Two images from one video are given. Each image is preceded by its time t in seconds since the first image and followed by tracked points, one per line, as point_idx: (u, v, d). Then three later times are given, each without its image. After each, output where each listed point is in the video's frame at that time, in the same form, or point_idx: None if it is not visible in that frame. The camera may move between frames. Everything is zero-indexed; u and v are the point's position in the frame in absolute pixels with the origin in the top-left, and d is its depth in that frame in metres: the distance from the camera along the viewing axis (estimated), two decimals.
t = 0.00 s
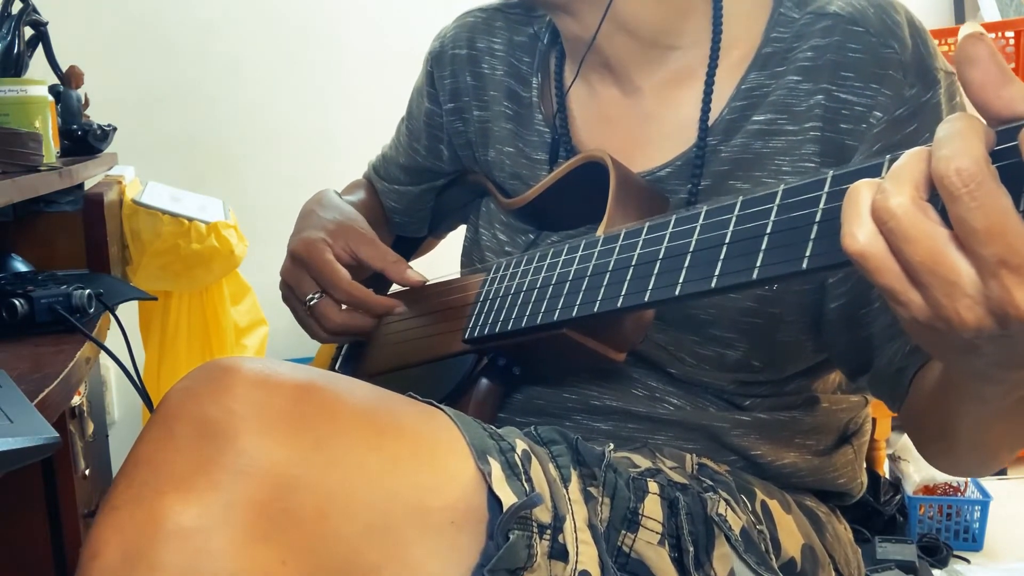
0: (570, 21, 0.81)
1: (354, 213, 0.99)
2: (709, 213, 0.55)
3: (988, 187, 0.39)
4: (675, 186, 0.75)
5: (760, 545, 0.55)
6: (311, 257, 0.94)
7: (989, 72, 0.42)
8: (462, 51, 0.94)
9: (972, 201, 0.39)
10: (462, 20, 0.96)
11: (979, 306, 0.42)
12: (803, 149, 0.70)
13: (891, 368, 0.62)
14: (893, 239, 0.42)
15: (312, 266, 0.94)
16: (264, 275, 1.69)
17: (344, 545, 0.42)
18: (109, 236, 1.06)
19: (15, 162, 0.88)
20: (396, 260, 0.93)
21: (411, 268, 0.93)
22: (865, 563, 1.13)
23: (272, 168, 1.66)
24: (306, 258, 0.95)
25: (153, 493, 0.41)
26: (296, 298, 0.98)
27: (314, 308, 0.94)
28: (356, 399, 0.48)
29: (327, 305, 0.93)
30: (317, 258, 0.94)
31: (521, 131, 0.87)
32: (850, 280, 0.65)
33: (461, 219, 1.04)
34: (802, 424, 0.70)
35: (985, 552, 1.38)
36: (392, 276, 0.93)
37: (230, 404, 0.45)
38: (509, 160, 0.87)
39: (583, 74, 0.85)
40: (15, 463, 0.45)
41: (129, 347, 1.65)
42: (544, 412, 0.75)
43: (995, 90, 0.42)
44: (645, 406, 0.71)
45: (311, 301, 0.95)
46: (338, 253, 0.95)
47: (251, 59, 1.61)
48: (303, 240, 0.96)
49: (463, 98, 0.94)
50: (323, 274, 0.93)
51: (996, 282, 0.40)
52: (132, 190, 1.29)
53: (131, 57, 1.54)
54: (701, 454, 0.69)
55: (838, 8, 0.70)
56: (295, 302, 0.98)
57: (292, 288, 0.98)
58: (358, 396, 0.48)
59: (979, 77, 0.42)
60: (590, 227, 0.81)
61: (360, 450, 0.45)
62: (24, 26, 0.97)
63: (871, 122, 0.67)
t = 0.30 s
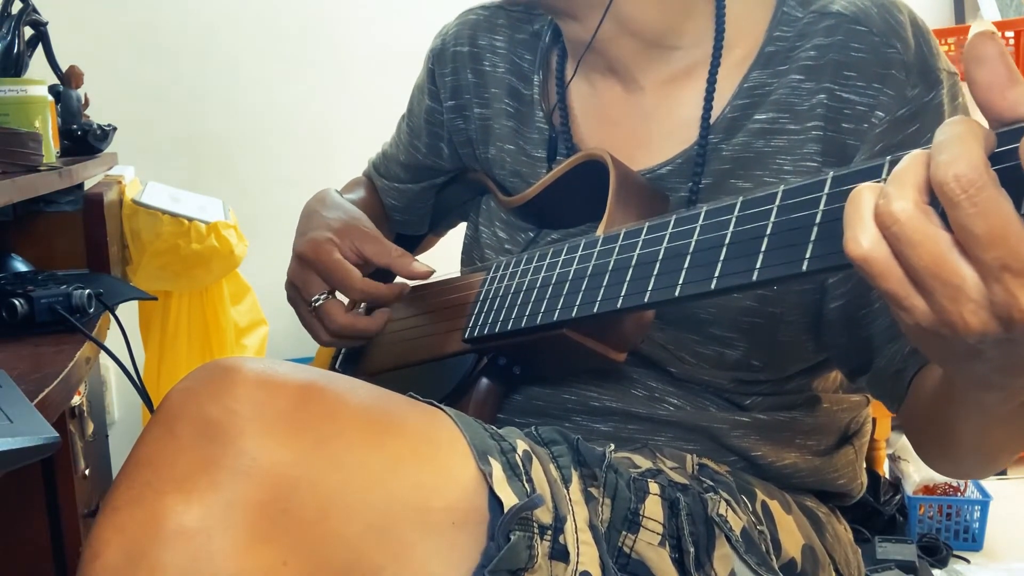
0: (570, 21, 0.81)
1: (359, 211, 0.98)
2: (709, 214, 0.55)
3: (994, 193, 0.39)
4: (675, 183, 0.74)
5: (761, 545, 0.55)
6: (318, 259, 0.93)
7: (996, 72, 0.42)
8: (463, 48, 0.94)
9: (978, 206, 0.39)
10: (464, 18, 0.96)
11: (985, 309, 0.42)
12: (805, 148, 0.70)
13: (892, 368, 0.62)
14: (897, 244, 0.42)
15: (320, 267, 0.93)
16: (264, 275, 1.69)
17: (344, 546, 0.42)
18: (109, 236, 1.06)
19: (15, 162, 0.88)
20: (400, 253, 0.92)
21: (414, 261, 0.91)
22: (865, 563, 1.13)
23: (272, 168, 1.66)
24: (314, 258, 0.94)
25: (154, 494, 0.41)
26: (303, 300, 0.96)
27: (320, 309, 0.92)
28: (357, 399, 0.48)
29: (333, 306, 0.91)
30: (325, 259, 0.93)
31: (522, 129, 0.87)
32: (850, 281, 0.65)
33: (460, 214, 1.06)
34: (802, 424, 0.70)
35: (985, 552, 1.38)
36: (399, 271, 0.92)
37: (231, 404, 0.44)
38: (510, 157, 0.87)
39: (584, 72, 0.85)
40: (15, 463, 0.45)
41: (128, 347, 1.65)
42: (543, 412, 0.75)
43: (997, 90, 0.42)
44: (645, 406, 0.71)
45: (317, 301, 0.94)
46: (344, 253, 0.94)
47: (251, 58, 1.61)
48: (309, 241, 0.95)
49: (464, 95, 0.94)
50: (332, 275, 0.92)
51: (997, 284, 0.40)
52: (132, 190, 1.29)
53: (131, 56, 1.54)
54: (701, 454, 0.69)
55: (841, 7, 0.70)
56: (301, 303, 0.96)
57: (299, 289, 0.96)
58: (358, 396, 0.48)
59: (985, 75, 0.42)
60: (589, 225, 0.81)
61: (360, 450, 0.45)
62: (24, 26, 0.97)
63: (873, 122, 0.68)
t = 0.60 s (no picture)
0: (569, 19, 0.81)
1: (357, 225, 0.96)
2: (704, 211, 0.55)
3: (995, 193, 0.39)
4: (673, 182, 0.75)
5: (760, 545, 0.55)
6: (321, 277, 0.91)
7: (994, 70, 0.42)
8: (461, 49, 0.94)
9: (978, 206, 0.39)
10: (460, 20, 0.96)
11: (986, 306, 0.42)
12: (803, 147, 0.70)
13: (892, 368, 0.62)
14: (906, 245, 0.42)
15: (325, 284, 0.91)
16: (264, 275, 1.69)
17: (344, 545, 0.42)
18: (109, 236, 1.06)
19: (15, 162, 0.87)
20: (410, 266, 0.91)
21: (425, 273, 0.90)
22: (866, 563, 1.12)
23: (271, 169, 1.66)
24: (317, 277, 0.92)
25: (154, 493, 0.41)
26: (312, 317, 0.94)
27: (331, 323, 0.90)
28: (357, 399, 0.48)
29: (343, 318, 0.89)
30: (329, 276, 0.90)
31: (519, 130, 0.87)
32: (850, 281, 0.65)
33: (460, 214, 1.06)
34: (802, 423, 0.70)
35: (985, 552, 1.38)
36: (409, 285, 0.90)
37: (231, 404, 0.44)
38: (507, 158, 0.87)
39: (581, 73, 0.85)
40: (14, 463, 0.45)
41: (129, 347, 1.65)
42: (542, 412, 0.75)
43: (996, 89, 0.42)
44: (644, 406, 0.71)
45: (327, 315, 0.91)
46: (347, 267, 0.92)
47: (251, 58, 1.61)
48: (313, 261, 0.92)
49: (462, 96, 0.94)
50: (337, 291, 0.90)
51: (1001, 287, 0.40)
52: (132, 190, 1.29)
53: (131, 56, 1.54)
54: (701, 453, 0.69)
55: (838, 5, 0.70)
56: (311, 321, 0.94)
57: (306, 308, 0.94)
58: (358, 396, 0.48)
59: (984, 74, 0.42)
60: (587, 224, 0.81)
61: (360, 450, 0.45)
62: (24, 26, 0.97)
63: (871, 120, 0.68)
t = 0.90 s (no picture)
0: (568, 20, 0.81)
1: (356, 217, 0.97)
2: (701, 210, 0.55)
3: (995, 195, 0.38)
4: (669, 185, 0.75)
5: (759, 544, 0.55)
6: (317, 266, 0.92)
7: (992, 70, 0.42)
8: (458, 51, 0.94)
9: (976, 209, 0.39)
10: (457, 22, 0.96)
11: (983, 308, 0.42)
12: (799, 150, 0.70)
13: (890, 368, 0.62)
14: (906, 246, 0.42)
15: (320, 274, 0.92)
16: (263, 275, 1.69)
17: (343, 545, 0.42)
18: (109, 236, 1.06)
19: (15, 162, 0.87)
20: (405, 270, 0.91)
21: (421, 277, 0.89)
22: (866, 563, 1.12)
23: (271, 170, 1.66)
24: (312, 266, 0.93)
25: (153, 493, 0.41)
26: (303, 307, 0.95)
27: (323, 315, 0.91)
28: (356, 398, 0.48)
29: (336, 310, 0.90)
30: (324, 266, 0.91)
31: (516, 132, 0.87)
32: (846, 283, 0.65)
33: (458, 215, 1.06)
34: (800, 422, 0.70)
35: (985, 552, 1.38)
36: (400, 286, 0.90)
37: (230, 404, 0.44)
38: (504, 160, 0.87)
39: (579, 75, 0.85)
40: (14, 463, 0.45)
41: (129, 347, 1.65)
42: (540, 412, 0.75)
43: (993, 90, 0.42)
44: (643, 405, 0.71)
45: (318, 308, 0.92)
46: (343, 260, 0.93)
47: (251, 59, 1.61)
48: (308, 249, 0.93)
49: (459, 98, 0.94)
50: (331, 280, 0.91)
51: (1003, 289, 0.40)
52: (131, 190, 1.29)
53: (130, 57, 1.54)
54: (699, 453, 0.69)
55: (834, 8, 0.71)
56: (302, 310, 0.95)
57: (298, 296, 0.95)
58: (356, 396, 0.48)
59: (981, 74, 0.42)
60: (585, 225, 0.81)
61: (358, 450, 0.45)
62: (24, 26, 0.97)
63: (866, 123, 0.68)
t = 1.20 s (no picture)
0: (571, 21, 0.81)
1: (360, 210, 0.98)
2: (711, 217, 0.55)
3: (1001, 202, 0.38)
4: (675, 186, 0.74)
5: (760, 545, 0.55)
6: (318, 254, 0.92)
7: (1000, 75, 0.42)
8: (464, 47, 0.94)
9: (985, 228, 0.38)
10: (464, 18, 0.96)
11: (989, 309, 0.42)
12: (806, 153, 0.70)
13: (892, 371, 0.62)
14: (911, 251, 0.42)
15: (320, 262, 0.92)
16: (264, 275, 1.69)
17: (344, 545, 0.42)
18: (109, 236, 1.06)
19: (15, 162, 0.87)
20: (408, 264, 0.91)
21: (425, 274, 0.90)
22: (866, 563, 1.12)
23: (272, 169, 1.66)
24: (314, 253, 0.93)
25: (153, 494, 0.41)
26: (302, 291, 0.95)
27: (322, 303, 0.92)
28: (357, 399, 0.48)
29: (333, 301, 0.91)
30: (324, 255, 0.92)
31: (521, 130, 0.87)
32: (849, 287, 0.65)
33: (458, 213, 1.06)
34: (803, 423, 0.70)
35: (985, 551, 1.38)
36: (403, 283, 0.90)
37: (230, 404, 0.44)
38: (509, 158, 0.87)
39: (586, 75, 0.85)
40: (14, 463, 0.45)
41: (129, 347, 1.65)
42: (542, 413, 0.76)
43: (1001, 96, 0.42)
44: (645, 406, 0.71)
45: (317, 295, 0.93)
46: (345, 250, 0.93)
47: (252, 58, 1.61)
48: (310, 235, 0.94)
49: (464, 95, 0.94)
50: (329, 270, 0.91)
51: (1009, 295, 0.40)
52: (131, 190, 1.29)
53: (131, 57, 1.54)
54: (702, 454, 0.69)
55: (844, 12, 0.70)
56: (301, 297, 0.96)
57: (297, 280, 0.96)
58: (357, 396, 0.48)
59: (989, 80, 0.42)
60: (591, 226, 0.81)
61: (359, 450, 0.45)
62: (24, 26, 0.97)
63: (873, 128, 0.68)
